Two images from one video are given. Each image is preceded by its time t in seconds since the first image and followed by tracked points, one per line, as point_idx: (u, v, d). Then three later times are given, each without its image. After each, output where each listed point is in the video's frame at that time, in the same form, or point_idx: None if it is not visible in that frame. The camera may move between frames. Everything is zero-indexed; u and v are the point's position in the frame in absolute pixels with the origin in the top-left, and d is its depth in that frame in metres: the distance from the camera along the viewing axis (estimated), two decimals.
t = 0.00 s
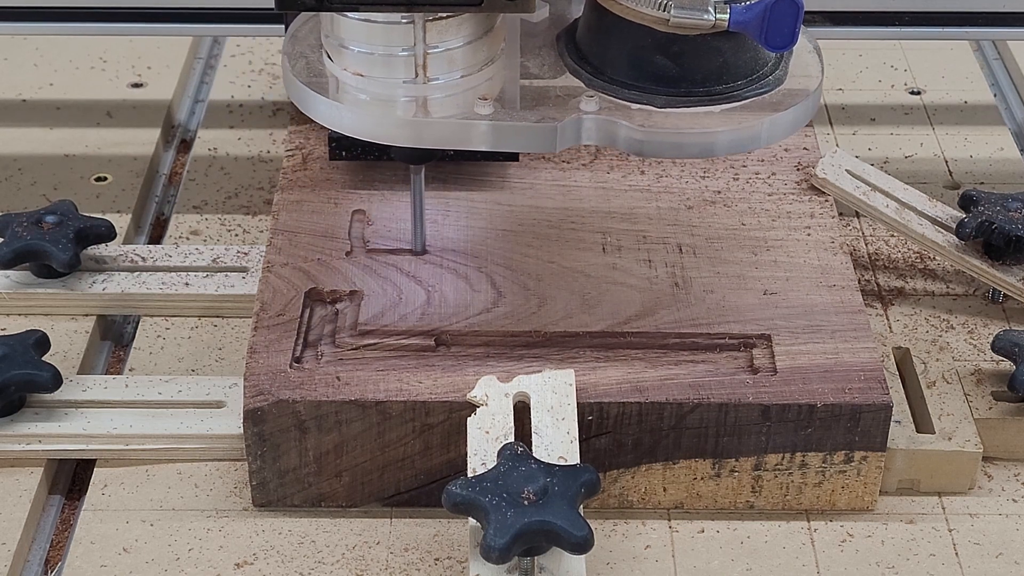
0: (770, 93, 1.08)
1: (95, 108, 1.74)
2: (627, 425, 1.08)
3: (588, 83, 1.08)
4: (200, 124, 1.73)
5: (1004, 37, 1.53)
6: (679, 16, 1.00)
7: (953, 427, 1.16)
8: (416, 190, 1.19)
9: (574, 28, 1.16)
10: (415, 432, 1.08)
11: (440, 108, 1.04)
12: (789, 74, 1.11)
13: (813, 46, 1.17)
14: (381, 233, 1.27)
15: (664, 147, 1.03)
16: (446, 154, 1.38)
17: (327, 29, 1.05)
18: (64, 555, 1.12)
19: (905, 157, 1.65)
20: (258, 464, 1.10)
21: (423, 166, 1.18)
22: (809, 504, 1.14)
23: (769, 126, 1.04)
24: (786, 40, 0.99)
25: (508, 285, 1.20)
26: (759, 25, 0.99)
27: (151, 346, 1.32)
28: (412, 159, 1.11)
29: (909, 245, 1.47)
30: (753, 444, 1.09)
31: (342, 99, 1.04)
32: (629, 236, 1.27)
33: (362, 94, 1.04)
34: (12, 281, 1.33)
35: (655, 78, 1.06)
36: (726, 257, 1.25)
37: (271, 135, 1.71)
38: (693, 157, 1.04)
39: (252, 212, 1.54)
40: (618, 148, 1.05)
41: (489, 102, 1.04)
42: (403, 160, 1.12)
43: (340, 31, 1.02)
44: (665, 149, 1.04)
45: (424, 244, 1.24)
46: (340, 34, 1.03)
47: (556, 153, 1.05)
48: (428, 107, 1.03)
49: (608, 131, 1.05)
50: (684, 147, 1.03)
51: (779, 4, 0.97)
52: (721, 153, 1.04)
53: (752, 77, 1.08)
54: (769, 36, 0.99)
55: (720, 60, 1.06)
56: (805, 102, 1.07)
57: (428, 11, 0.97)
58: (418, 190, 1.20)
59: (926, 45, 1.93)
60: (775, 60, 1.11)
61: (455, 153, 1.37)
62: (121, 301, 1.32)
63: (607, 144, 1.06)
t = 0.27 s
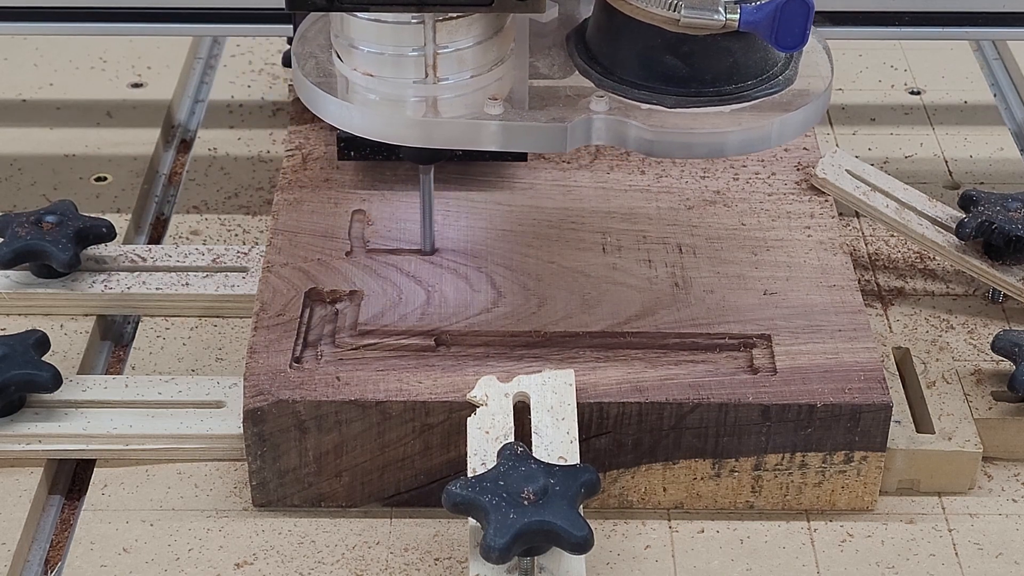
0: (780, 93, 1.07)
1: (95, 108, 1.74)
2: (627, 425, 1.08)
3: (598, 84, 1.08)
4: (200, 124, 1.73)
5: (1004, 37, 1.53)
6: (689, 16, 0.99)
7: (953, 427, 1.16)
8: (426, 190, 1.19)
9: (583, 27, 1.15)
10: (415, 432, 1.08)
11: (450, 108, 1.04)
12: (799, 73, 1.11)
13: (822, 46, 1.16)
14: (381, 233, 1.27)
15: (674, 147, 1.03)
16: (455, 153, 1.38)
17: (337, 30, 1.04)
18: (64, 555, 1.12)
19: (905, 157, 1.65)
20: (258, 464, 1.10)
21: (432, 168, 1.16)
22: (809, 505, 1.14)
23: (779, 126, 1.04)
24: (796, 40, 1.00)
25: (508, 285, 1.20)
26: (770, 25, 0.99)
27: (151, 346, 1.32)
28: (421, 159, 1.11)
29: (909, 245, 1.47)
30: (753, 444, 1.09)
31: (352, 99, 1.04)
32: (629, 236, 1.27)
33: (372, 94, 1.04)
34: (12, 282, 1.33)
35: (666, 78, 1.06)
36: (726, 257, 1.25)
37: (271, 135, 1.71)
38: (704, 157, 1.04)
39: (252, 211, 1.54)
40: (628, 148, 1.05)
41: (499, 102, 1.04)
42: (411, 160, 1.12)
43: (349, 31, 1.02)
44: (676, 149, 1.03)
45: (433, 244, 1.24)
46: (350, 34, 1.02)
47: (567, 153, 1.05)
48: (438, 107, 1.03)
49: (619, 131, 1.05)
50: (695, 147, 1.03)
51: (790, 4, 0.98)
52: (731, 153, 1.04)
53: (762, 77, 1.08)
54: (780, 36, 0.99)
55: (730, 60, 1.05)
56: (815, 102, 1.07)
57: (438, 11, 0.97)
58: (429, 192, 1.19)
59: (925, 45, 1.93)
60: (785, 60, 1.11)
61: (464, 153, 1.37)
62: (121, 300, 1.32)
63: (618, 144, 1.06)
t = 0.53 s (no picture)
0: (792, 93, 1.07)
1: (95, 108, 1.74)
2: (627, 425, 1.08)
3: (610, 84, 1.08)
4: (200, 124, 1.73)
5: (1004, 37, 1.53)
6: (702, 16, 0.99)
7: (953, 427, 1.16)
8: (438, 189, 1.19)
9: (596, 27, 1.15)
10: (415, 432, 1.08)
11: (462, 108, 1.04)
12: (811, 74, 1.10)
13: (833, 46, 1.16)
14: (381, 233, 1.27)
15: (687, 147, 1.03)
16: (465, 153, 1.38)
17: (349, 29, 1.04)
18: (64, 555, 1.12)
19: (905, 157, 1.65)
20: (258, 464, 1.10)
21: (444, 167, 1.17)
22: (809, 504, 1.14)
23: (792, 126, 1.05)
24: (810, 40, 0.99)
25: (508, 285, 1.20)
26: (782, 25, 0.99)
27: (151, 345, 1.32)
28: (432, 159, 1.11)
29: (909, 245, 1.47)
30: (753, 444, 1.09)
31: (364, 99, 1.04)
32: (629, 236, 1.27)
33: (383, 94, 1.04)
34: (12, 281, 1.33)
35: (677, 78, 1.06)
36: (726, 257, 1.25)
37: (271, 135, 1.71)
38: (716, 157, 1.04)
39: (252, 211, 1.54)
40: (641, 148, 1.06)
41: (511, 102, 1.05)
42: (423, 160, 1.12)
43: (361, 31, 1.02)
44: (689, 150, 1.04)
45: (444, 244, 1.24)
46: (361, 33, 1.02)
47: (579, 153, 1.05)
48: (449, 107, 1.04)
49: (632, 131, 1.05)
50: (708, 148, 1.03)
51: (803, 4, 0.97)
52: (743, 153, 1.04)
53: (775, 77, 1.07)
54: (792, 37, 0.99)
55: (743, 60, 1.05)
56: (827, 103, 1.07)
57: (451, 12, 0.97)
58: (440, 191, 1.19)
59: (925, 45, 1.93)
60: (797, 61, 1.10)
61: (475, 152, 1.37)
62: (121, 300, 1.32)
63: (630, 144, 1.06)
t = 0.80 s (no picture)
0: (806, 94, 1.07)
1: (95, 108, 1.74)
2: (627, 425, 1.08)
3: (625, 83, 1.08)
4: (200, 124, 1.73)
5: (1003, 37, 1.53)
6: (718, 16, 0.99)
7: (953, 427, 1.16)
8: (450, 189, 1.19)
9: (610, 27, 1.15)
10: (415, 432, 1.08)
11: (477, 108, 1.04)
12: (826, 74, 1.10)
13: (847, 47, 1.16)
14: (381, 233, 1.27)
15: (702, 147, 1.03)
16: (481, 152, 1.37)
17: (364, 30, 1.05)
18: (64, 555, 1.12)
19: (905, 157, 1.65)
20: (258, 464, 1.10)
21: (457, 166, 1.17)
22: (809, 504, 1.14)
23: (807, 126, 1.04)
24: (826, 41, 0.98)
25: (508, 285, 1.20)
26: (798, 25, 0.98)
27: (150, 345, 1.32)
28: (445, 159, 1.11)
29: (909, 245, 1.47)
30: (753, 444, 1.09)
31: (379, 99, 1.04)
32: (629, 236, 1.27)
33: (398, 94, 1.04)
34: (12, 281, 1.33)
35: (693, 78, 1.05)
36: (726, 257, 1.25)
37: (271, 135, 1.71)
38: (731, 157, 1.04)
39: (252, 211, 1.54)
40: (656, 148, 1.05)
41: (526, 102, 1.04)
42: (438, 160, 1.12)
43: (376, 31, 1.03)
44: (704, 150, 1.03)
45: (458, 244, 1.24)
46: (376, 34, 1.03)
47: (595, 153, 1.05)
48: (464, 107, 1.03)
49: (647, 131, 1.05)
50: (723, 148, 1.03)
51: (819, 3, 0.96)
52: (758, 153, 1.04)
53: (790, 77, 1.07)
54: (808, 37, 0.98)
55: (758, 60, 1.05)
56: (841, 103, 1.07)
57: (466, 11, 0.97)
58: (452, 190, 1.19)
59: (925, 45, 1.93)
60: (812, 60, 1.10)
61: (489, 152, 1.37)
62: (120, 300, 1.32)
63: (646, 144, 1.06)
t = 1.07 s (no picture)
0: (822, 94, 1.06)
1: (95, 108, 1.74)
2: (627, 425, 1.08)
3: (640, 83, 1.08)
4: (200, 124, 1.73)
5: (1003, 37, 1.53)
6: (733, 17, 0.98)
7: (953, 427, 1.16)
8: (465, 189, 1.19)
9: (625, 27, 1.15)
10: (415, 432, 1.08)
11: (492, 108, 1.03)
12: (841, 74, 1.09)
13: (862, 46, 1.15)
14: (381, 233, 1.27)
15: (717, 147, 1.02)
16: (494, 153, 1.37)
17: (379, 30, 1.05)
18: (64, 555, 1.12)
19: (905, 157, 1.65)
20: (258, 464, 1.10)
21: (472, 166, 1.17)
22: (809, 504, 1.14)
23: (823, 127, 1.03)
24: (841, 40, 0.98)
25: (508, 285, 1.20)
26: (814, 25, 0.97)
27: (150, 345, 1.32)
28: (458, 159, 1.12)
29: (909, 245, 1.46)
30: (753, 444, 1.09)
31: (393, 99, 1.04)
32: (629, 236, 1.27)
33: (413, 94, 1.04)
34: (12, 281, 1.33)
35: (707, 78, 1.05)
36: (726, 257, 1.25)
37: (271, 135, 1.71)
38: (747, 158, 1.03)
39: (252, 211, 1.54)
40: (671, 148, 1.05)
41: (541, 102, 1.04)
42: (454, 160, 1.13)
43: (390, 31, 1.03)
44: (720, 150, 1.02)
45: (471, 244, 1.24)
46: (391, 34, 1.03)
47: (609, 154, 1.04)
48: (479, 107, 1.03)
49: (662, 131, 1.04)
50: (739, 148, 1.02)
51: (834, 3, 0.96)
52: (774, 153, 1.03)
53: (805, 77, 1.06)
54: (823, 37, 0.98)
55: (773, 59, 1.04)
56: (857, 104, 1.06)
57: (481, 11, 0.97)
58: (468, 190, 1.19)
59: (925, 45, 1.93)
60: (827, 60, 1.09)
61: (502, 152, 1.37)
62: (121, 300, 1.32)
63: (661, 144, 1.05)
